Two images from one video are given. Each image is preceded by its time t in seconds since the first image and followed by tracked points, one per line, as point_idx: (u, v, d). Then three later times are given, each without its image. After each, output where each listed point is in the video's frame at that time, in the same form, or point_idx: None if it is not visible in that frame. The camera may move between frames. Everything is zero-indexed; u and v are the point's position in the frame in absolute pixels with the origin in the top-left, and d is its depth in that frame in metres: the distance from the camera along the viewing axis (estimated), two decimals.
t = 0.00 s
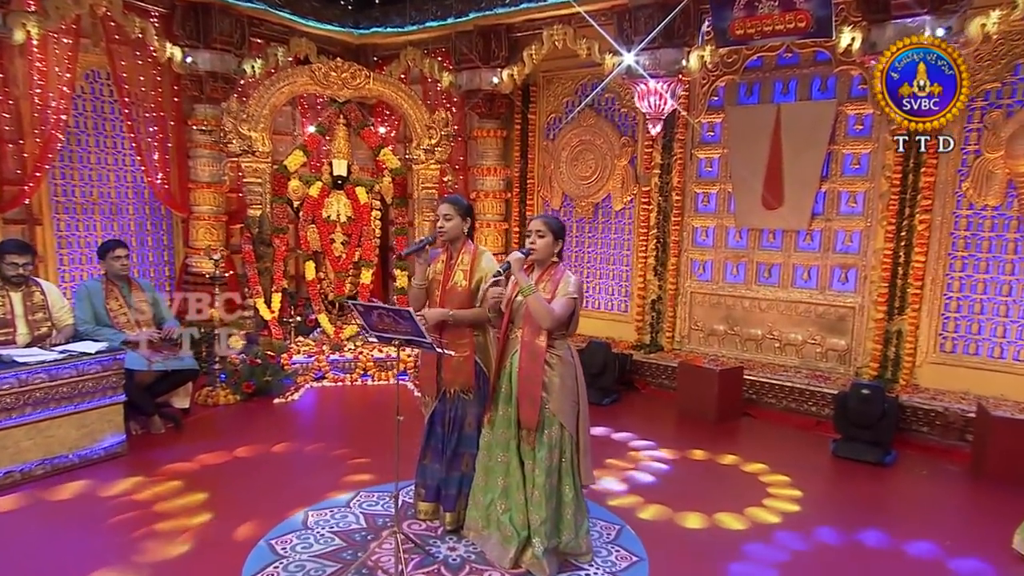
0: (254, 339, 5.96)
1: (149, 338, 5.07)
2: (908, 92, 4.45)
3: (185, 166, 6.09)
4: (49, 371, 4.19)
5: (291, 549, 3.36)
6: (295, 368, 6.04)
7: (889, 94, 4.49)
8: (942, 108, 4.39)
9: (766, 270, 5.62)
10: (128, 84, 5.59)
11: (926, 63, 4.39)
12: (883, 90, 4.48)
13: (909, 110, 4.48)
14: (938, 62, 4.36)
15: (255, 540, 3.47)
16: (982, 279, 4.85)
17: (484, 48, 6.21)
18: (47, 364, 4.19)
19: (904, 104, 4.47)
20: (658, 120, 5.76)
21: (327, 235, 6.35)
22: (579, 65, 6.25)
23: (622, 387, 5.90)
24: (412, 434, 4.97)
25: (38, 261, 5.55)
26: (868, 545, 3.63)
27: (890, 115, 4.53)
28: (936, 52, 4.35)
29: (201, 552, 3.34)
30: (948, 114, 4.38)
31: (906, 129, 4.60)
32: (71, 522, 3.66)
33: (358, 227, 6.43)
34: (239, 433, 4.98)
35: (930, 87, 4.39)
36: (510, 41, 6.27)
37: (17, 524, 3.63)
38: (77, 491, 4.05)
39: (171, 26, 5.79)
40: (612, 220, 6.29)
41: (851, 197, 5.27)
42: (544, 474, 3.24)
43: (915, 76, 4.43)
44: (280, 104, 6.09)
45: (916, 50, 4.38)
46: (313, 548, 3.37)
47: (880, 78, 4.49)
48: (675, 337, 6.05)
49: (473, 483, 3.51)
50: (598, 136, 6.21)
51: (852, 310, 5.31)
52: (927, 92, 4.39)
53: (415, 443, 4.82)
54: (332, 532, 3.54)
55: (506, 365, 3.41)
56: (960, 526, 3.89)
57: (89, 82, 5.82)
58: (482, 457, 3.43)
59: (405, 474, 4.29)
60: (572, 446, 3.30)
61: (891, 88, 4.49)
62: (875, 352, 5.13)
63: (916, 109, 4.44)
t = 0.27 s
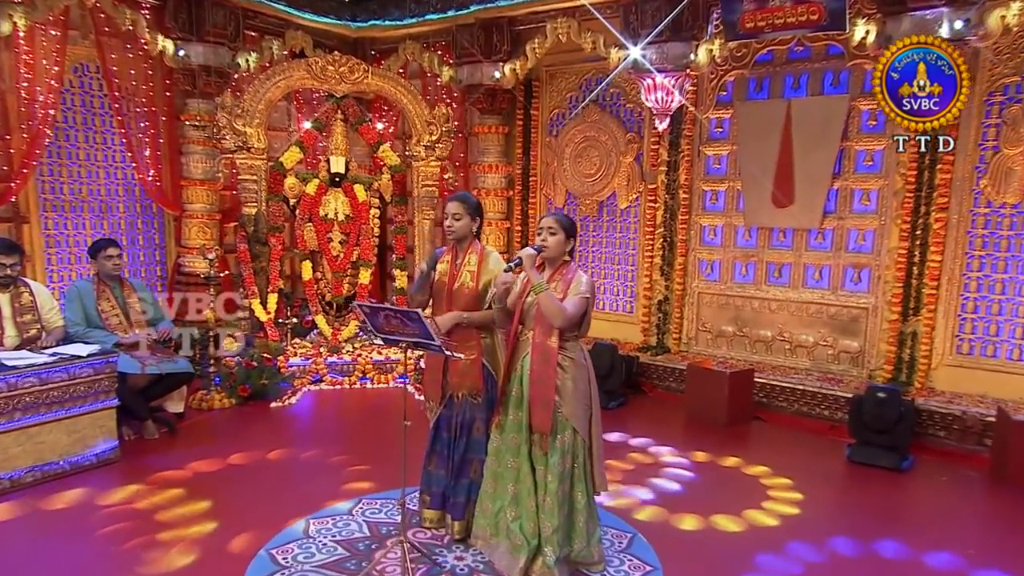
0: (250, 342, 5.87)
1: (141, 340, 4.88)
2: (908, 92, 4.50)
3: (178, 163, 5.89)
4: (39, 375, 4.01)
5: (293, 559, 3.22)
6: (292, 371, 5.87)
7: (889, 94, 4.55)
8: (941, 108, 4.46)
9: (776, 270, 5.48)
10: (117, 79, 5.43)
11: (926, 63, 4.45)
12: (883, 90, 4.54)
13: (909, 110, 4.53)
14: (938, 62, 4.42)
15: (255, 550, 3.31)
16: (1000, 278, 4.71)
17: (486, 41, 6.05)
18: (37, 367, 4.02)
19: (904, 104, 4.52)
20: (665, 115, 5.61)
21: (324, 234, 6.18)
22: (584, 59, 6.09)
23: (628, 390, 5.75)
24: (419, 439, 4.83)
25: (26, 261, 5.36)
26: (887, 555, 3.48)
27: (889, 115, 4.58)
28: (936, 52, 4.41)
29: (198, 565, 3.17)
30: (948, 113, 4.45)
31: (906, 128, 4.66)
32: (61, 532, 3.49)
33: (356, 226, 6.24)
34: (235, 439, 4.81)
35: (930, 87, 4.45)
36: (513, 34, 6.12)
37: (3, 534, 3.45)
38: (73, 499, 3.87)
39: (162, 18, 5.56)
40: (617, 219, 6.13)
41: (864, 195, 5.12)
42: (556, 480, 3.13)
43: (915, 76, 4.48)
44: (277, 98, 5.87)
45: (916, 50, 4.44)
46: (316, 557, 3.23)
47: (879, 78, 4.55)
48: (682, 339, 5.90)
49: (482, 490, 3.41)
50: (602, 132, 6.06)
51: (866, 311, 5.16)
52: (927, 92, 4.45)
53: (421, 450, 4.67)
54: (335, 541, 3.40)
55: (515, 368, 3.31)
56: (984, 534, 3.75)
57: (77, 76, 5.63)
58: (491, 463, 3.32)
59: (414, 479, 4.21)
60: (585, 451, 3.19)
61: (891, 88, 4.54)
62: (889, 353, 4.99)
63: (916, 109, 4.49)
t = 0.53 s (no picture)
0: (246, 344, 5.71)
1: (136, 342, 4.68)
2: (909, 92, 4.44)
3: (171, 158, 5.68)
4: (30, 379, 3.83)
5: (297, 571, 3.05)
6: (290, 374, 5.68)
7: (888, 93, 4.48)
8: (942, 108, 4.39)
9: (790, 270, 5.31)
10: (107, 71, 5.16)
11: (926, 63, 4.38)
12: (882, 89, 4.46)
13: (909, 110, 4.46)
14: (939, 62, 4.35)
15: (257, 561, 3.14)
16: None
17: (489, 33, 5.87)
18: (27, 371, 3.83)
19: (904, 104, 4.46)
20: (675, 110, 5.42)
21: (323, 232, 5.98)
22: (590, 51, 5.91)
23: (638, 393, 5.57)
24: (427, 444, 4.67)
25: (14, 260, 5.16)
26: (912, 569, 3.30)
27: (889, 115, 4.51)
28: (936, 51, 4.34)
29: None
30: (948, 113, 4.38)
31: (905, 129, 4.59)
32: (52, 544, 3.30)
33: (355, 224, 6.05)
34: (233, 443, 4.63)
35: (930, 87, 4.38)
36: (516, 27, 5.93)
37: None
38: (69, 508, 3.68)
39: (154, 8, 5.38)
40: (624, 217, 5.95)
41: (882, 192, 4.95)
42: (572, 488, 3.03)
43: (915, 76, 4.41)
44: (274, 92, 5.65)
45: (916, 50, 4.36)
46: (321, 569, 3.07)
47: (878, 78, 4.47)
48: (692, 340, 5.73)
49: (494, 498, 3.29)
50: (610, 127, 5.88)
51: (884, 312, 4.99)
52: (927, 92, 4.39)
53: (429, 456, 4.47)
54: (340, 551, 3.23)
55: (529, 371, 3.19)
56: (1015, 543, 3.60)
57: (66, 68, 5.40)
58: (504, 470, 3.21)
59: (423, 484, 4.02)
60: (602, 457, 3.09)
61: (891, 87, 4.45)
62: (909, 355, 4.82)
63: (916, 109, 4.43)
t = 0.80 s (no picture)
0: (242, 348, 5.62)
1: (130, 345, 4.46)
2: (908, 92, 4.29)
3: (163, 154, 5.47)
4: (20, 384, 3.65)
5: None
6: (288, 377, 5.48)
7: (887, 94, 4.34)
8: (942, 108, 4.26)
9: (805, 269, 5.13)
10: (98, 63, 4.98)
11: (926, 62, 4.25)
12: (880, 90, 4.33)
13: (909, 110, 4.32)
14: (938, 62, 4.23)
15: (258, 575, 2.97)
16: None
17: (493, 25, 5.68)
18: (17, 375, 3.65)
19: (904, 104, 4.31)
20: (686, 104, 5.27)
21: (322, 231, 5.78)
22: (598, 44, 5.73)
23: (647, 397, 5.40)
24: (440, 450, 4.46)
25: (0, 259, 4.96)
26: None
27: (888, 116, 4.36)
28: (936, 51, 4.21)
29: None
30: (948, 114, 4.24)
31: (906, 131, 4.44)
32: (43, 558, 3.11)
33: (355, 222, 5.86)
34: (232, 449, 4.45)
35: (930, 87, 4.25)
36: (521, 19, 5.74)
37: None
38: (60, 518, 3.50)
39: None
40: (633, 215, 5.78)
41: (901, 189, 4.78)
42: (589, 496, 2.91)
43: (915, 76, 4.28)
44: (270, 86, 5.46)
45: (916, 49, 4.23)
46: None
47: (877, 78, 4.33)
48: (703, 343, 5.55)
49: (506, 506, 3.15)
50: (618, 122, 5.70)
51: (903, 313, 4.82)
52: (927, 92, 4.26)
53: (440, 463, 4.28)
54: (346, 563, 3.07)
55: (543, 375, 3.08)
56: None
57: (53, 60, 5.19)
58: (517, 477, 3.09)
59: (434, 491, 3.84)
60: (619, 464, 2.99)
61: (890, 88, 4.32)
62: (929, 358, 4.65)
63: (916, 109, 4.29)
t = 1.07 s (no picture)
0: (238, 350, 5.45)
1: (124, 348, 4.30)
2: (908, 92, 4.54)
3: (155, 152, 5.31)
4: (12, 389, 3.48)
5: None
6: (286, 382, 5.30)
7: (888, 94, 4.61)
8: (942, 108, 4.47)
9: (818, 270, 4.99)
10: (89, 60, 4.89)
11: (926, 63, 4.47)
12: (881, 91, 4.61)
13: (909, 110, 4.56)
14: (938, 62, 4.43)
15: None
16: None
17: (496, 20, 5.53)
18: (8, 380, 3.48)
19: (903, 104, 4.57)
20: (696, 101, 5.12)
21: (320, 231, 5.62)
22: (604, 39, 5.59)
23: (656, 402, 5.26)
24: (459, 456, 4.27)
25: None
26: None
27: (888, 116, 4.62)
28: (936, 52, 4.42)
29: None
30: (948, 113, 4.44)
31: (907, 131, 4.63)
32: (33, 571, 2.95)
33: (354, 222, 5.70)
34: (230, 454, 4.30)
35: (929, 87, 4.48)
36: (525, 13, 5.59)
37: None
38: (51, 528, 3.34)
39: None
40: (640, 215, 5.64)
41: (918, 187, 4.63)
42: (605, 505, 2.82)
43: (915, 76, 4.52)
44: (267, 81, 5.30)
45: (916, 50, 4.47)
46: None
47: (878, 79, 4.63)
48: (713, 346, 5.41)
49: (518, 516, 3.02)
50: (625, 120, 5.56)
51: (920, 315, 4.67)
52: (926, 92, 4.49)
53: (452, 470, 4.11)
54: None
55: (556, 380, 2.96)
56: None
57: (42, 54, 5.02)
58: (530, 485, 2.97)
59: (442, 499, 3.68)
60: (635, 471, 2.89)
61: (891, 88, 4.59)
62: (947, 362, 4.51)
63: (916, 109, 4.54)
